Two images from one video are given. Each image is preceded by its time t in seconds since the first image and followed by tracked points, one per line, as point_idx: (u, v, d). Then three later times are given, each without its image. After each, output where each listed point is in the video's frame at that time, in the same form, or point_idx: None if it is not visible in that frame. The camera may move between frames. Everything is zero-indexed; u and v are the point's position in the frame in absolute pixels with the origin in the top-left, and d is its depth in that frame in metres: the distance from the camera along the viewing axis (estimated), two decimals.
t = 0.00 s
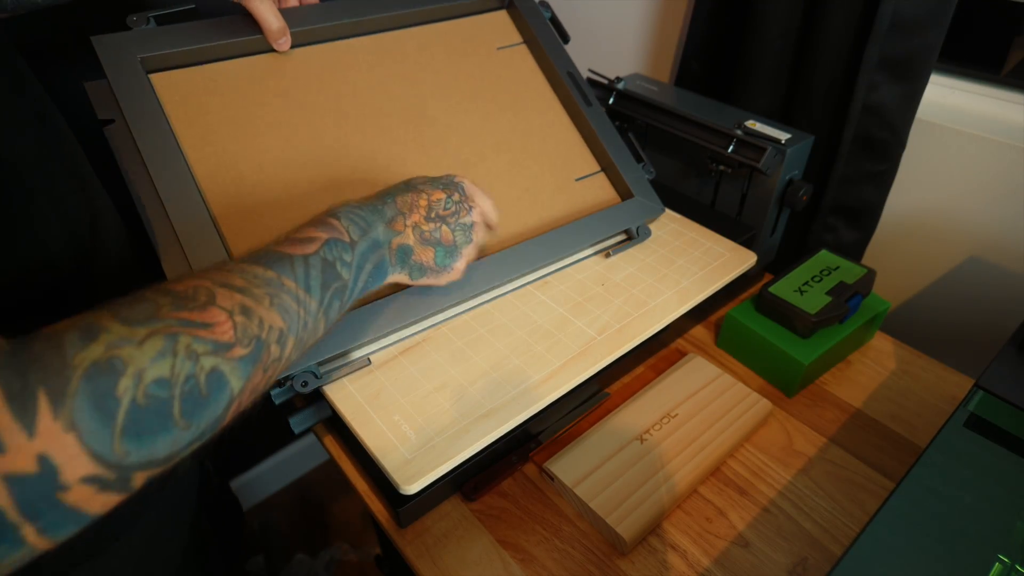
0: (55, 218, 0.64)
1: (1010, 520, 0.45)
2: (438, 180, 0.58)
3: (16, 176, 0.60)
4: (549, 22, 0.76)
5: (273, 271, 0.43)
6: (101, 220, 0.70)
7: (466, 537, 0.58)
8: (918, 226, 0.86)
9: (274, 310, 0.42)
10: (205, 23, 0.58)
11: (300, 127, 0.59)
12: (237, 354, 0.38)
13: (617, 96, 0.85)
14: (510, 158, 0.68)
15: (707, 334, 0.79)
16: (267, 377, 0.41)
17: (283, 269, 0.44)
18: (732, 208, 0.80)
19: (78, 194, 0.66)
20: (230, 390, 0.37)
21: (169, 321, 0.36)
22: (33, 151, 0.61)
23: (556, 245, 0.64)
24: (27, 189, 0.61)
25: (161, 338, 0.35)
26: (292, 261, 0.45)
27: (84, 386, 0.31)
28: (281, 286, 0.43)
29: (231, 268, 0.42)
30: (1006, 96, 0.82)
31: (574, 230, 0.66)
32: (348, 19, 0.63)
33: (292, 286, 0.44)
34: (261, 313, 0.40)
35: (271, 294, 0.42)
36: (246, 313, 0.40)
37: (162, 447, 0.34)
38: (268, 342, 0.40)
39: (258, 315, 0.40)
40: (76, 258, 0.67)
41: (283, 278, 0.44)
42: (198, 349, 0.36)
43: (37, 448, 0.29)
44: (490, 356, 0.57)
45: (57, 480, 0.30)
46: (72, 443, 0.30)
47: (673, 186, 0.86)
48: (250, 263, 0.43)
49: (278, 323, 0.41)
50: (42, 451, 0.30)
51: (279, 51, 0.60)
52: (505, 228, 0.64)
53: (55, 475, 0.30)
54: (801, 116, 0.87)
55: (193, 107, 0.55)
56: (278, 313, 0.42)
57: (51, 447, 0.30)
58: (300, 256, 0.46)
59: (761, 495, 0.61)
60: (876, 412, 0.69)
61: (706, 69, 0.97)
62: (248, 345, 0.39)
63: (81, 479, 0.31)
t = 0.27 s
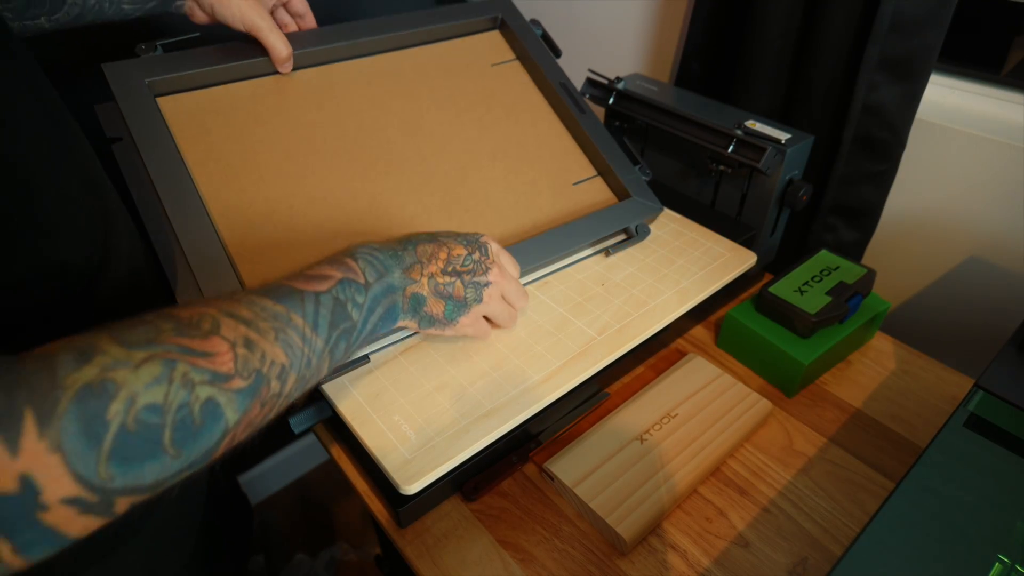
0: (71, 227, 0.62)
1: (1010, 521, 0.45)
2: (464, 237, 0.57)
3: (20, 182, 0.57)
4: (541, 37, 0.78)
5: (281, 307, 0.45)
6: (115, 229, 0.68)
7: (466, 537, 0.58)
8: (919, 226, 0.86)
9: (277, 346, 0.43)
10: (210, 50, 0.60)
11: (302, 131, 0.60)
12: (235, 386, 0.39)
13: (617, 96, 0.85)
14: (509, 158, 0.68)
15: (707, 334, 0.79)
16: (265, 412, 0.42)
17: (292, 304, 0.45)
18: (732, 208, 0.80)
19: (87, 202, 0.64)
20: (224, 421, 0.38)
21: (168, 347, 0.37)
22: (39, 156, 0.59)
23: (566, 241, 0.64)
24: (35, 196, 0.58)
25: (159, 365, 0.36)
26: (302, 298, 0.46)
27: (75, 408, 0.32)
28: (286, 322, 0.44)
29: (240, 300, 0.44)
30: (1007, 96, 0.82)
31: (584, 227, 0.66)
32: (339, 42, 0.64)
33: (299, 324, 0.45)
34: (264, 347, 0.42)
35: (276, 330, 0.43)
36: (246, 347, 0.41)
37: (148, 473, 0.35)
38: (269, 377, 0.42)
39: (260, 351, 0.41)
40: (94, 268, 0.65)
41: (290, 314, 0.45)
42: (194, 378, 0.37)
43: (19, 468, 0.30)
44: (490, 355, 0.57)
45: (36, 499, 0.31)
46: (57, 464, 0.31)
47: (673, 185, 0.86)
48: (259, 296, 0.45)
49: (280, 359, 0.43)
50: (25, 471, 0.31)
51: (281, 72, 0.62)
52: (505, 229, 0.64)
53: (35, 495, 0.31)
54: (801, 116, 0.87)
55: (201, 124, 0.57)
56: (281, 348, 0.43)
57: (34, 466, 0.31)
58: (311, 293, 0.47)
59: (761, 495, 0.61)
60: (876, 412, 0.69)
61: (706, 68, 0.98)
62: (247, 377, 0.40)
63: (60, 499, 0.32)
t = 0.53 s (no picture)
0: (74, 226, 0.57)
1: (1010, 521, 0.45)
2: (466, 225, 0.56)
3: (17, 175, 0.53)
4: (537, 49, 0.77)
5: (304, 294, 0.45)
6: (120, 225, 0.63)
7: (466, 537, 0.58)
8: (919, 226, 0.86)
9: (302, 331, 0.43)
10: (223, 75, 0.61)
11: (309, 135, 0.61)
12: (267, 368, 0.39)
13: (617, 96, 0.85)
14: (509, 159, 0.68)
15: (707, 335, 0.79)
16: (290, 393, 0.42)
17: (313, 291, 0.45)
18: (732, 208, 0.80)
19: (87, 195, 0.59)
20: (257, 402, 0.38)
21: (205, 329, 0.37)
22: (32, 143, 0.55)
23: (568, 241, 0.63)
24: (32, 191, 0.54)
25: (197, 346, 0.36)
26: (324, 285, 0.46)
27: (122, 382, 0.33)
28: (309, 309, 0.44)
29: (265, 286, 0.44)
30: (1007, 97, 0.82)
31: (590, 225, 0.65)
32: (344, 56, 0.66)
33: (321, 311, 0.45)
34: (291, 332, 0.42)
35: (300, 316, 0.43)
36: (276, 332, 0.41)
37: (187, 449, 0.35)
38: (296, 361, 0.42)
39: (287, 335, 0.42)
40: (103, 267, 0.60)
41: (313, 300, 0.45)
42: (230, 358, 0.37)
43: (73, 435, 0.31)
44: (489, 356, 0.57)
45: (87, 467, 0.31)
46: (107, 434, 0.32)
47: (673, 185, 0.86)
48: (282, 284, 0.45)
49: (306, 344, 0.43)
50: (78, 439, 0.31)
51: (318, 91, 0.64)
52: (504, 229, 0.64)
53: (87, 463, 0.31)
54: (801, 116, 0.87)
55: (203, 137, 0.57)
56: (306, 334, 0.43)
57: (87, 435, 0.31)
58: (330, 281, 0.47)
59: (761, 495, 0.61)
60: (876, 412, 0.69)
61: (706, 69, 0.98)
62: (277, 360, 0.40)
63: (100, 475, 0.32)
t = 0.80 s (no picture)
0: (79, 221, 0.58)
1: (1010, 521, 0.45)
2: (501, 224, 0.54)
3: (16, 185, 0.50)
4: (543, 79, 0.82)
5: (329, 306, 0.43)
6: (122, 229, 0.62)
7: (467, 536, 0.58)
8: (919, 226, 0.86)
9: (326, 346, 0.41)
10: (248, 135, 0.68)
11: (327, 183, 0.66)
12: (281, 387, 0.38)
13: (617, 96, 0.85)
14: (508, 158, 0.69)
15: (707, 334, 0.79)
16: (314, 416, 0.40)
17: (335, 304, 0.43)
18: (732, 208, 0.80)
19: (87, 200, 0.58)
20: (270, 425, 0.37)
21: (213, 346, 0.36)
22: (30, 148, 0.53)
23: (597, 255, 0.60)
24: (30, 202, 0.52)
25: (201, 364, 0.35)
26: (350, 298, 0.44)
27: (113, 402, 0.32)
28: (333, 321, 0.42)
29: (285, 300, 0.42)
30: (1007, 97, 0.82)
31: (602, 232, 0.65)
32: (363, 109, 0.73)
33: (346, 324, 0.43)
34: (310, 347, 0.40)
35: (324, 329, 0.42)
36: (294, 348, 0.39)
37: (191, 477, 0.34)
38: (317, 378, 0.40)
39: (307, 350, 0.40)
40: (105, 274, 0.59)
41: (337, 312, 0.43)
42: (239, 377, 0.36)
43: (52, 463, 0.30)
44: (491, 356, 0.57)
45: (70, 502, 0.30)
46: (92, 462, 0.31)
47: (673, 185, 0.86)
48: (303, 297, 0.43)
49: (328, 359, 0.41)
50: (59, 466, 0.30)
51: (341, 142, 0.71)
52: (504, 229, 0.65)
53: (71, 496, 0.30)
54: (801, 116, 0.87)
55: (232, 198, 0.64)
56: (329, 348, 0.41)
57: (69, 464, 0.30)
58: (355, 293, 0.45)
59: (761, 495, 0.61)
60: (876, 412, 0.69)
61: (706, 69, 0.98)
62: (293, 378, 0.39)
63: (92, 505, 0.31)
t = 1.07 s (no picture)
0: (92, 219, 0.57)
1: (1010, 521, 0.45)
2: (530, 242, 0.56)
3: (37, 193, 0.50)
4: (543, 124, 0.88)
5: (364, 320, 0.43)
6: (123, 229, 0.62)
7: (467, 536, 0.58)
8: (919, 226, 0.86)
9: (362, 357, 0.41)
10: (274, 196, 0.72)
11: (344, 229, 0.71)
12: (312, 393, 0.38)
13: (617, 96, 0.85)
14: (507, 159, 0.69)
15: (707, 334, 0.79)
16: (344, 427, 0.40)
17: (370, 317, 0.44)
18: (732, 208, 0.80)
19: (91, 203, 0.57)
20: (300, 430, 0.37)
21: (244, 347, 0.37)
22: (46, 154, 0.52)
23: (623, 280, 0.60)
24: (50, 208, 0.51)
25: (231, 363, 0.35)
26: (384, 313, 0.45)
27: (139, 396, 0.32)
28: (369, 333, 0.43)
29: (319, 313, 0.43)
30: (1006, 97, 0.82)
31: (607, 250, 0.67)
32: (385, 162, 0.78)
33: (380, 337, 0.43)
34: (343, 356, 0.40)
35: (359, 340, 0.42)
36: (326, 356, 0.39)
37: (217, 479, 0.33)
38: (350, 388, 0.40)
39: (340, 359, 0.40)
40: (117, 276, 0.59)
41: (371, 325, 0.43)
42: (269, 379, 0.36)
43: (73, 457, 0.29)
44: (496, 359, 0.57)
45: (92, 497, 0.30)
46: (117, 455, 0.30)
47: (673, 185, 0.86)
48: (336, 310, 0.44)
49: (362, 369, 0.41)
50: (80, 460, 0.30)
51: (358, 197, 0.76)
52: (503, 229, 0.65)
53: (92, 491, 0.30)
54: (801, 116, 0.87)
55: (258, 250, 0.68)
56: (363, 359, 0.41)
57: (91, 457, 0.30)
58: (388, 308, 0.45)
59: (761, 495, 0.61)
60: (875, 412, 0.69)
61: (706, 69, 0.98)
62: (325, 385, 0.38)
63: (114, 500, 0.31)
